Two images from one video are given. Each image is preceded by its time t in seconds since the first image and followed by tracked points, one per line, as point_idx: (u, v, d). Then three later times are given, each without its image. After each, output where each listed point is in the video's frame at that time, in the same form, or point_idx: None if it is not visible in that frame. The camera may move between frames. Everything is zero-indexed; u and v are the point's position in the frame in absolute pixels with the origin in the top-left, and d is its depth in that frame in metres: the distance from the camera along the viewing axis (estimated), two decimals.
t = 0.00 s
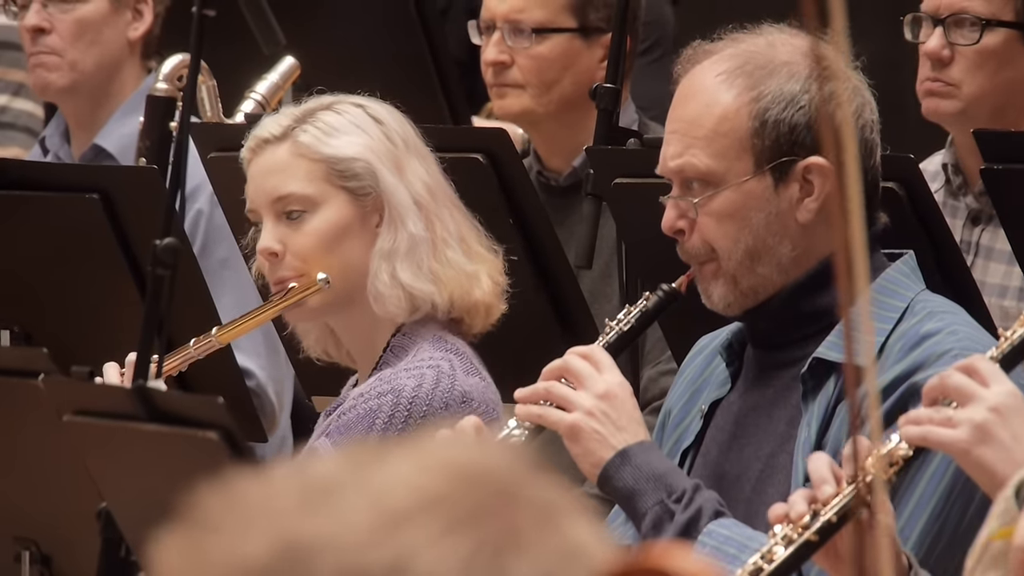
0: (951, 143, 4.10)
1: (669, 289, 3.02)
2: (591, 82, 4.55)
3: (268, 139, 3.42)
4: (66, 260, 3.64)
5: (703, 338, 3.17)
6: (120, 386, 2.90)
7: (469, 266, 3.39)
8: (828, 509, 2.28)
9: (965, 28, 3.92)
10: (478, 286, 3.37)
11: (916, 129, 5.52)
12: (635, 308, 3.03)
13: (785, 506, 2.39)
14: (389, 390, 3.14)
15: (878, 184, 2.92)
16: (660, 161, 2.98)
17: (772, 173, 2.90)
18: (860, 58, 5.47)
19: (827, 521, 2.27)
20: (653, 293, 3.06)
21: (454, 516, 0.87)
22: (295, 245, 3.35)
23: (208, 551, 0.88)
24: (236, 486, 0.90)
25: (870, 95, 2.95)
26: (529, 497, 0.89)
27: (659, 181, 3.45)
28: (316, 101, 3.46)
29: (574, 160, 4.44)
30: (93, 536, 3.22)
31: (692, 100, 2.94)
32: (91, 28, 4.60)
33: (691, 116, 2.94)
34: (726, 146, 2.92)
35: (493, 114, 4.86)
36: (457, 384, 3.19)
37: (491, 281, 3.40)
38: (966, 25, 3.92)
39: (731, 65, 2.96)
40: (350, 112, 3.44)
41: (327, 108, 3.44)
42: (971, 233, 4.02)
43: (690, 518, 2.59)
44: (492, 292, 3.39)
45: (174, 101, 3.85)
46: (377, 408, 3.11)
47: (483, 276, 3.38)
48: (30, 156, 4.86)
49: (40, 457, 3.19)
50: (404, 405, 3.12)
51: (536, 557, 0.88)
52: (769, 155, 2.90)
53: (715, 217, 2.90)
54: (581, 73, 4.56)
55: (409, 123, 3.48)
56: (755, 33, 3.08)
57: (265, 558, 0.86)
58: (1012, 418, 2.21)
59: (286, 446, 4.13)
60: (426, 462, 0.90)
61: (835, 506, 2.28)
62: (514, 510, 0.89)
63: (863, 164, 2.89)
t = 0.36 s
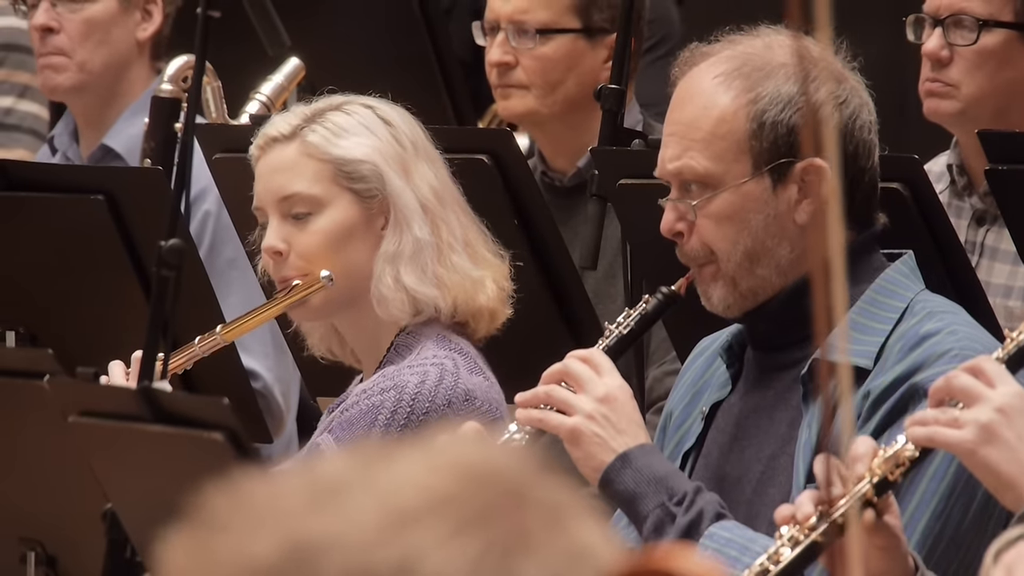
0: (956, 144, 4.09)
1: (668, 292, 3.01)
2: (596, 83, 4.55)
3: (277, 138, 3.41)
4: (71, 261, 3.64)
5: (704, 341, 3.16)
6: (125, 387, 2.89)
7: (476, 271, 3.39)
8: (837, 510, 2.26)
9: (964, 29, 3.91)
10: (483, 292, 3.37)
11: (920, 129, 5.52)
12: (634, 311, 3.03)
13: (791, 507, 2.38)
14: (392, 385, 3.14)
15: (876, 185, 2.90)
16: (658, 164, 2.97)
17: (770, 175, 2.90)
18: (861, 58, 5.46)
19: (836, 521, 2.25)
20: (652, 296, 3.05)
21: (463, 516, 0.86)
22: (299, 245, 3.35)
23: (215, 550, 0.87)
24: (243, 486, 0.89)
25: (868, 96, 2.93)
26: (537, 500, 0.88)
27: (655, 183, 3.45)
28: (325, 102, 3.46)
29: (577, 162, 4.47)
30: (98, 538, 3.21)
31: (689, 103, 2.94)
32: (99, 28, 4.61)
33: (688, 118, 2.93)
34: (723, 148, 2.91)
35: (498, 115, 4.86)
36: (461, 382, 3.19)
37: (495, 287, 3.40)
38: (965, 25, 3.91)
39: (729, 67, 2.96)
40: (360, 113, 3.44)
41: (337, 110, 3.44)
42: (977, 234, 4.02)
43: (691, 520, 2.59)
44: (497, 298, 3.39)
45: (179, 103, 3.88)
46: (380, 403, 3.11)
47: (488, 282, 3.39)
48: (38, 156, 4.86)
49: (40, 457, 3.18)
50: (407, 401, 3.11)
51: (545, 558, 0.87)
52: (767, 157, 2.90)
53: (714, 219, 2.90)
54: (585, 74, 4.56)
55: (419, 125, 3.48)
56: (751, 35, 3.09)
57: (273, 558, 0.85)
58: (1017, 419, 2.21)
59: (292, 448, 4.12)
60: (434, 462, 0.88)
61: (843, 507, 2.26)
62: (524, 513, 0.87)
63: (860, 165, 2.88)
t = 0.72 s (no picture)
0: (959, 144, 4.08)
1: (670, 293, 3.00)
2: (599, 84, 4.55)
3: (281, 138, 3.41)
4: (78, 262, 3.64)
5: (707, 343, 3.16)
6: (129, 388, 2.89)
7: (479, 271, 3.39)
8: (839, 512, 2.26)
9: (963, 30, 3.91)
10: (487, 291, 3.37)
11: (923, 130, 5.51)
12: (636, 313, 3.02)
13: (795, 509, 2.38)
14: (394, 382, 3.13)
15: (877, 185, 2.91)
16: (660, 165, 2.96)
17: (772, 176, 2.89)
18: (863, 59, 5.46)
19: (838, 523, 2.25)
20: (655, 298, 3.04)
21: (470, 516, 0.86)
22: (303, 245, 3.35)
23: (220, 551, 0.86)
24: (249, 487, 0.89)
25: (867, 96, 2.94)
26: (544, 500, 0.87)
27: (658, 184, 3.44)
28: (328, 102, 3.46)
29: (582, 163, 4.47)
30: (103, 538, 3.21)
31: (690, 104, 2.93)
32: (111, 28, 4.62)
33: (689, 120, 2.93)
34: (724, 149, 2.91)
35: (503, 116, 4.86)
36: (464, 380, 3.18)
37: (499, 286, 3.40)
38: (965, 26, 3.90)
39: (729, 68, 2.95)
40: (363, 113, 3.44)
41: (340, 109, 3.44)
42: (980, 234, 4.00)
43: (694, 521, 2.59)
44: (501, 297, 3.38)
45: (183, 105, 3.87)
46: (382, 400, 3.11)
47: (492, 281, 3.38)
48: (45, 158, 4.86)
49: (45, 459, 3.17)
50: (410, 398, 3.11)
51: (551, 560, 0.86)
52: (769, 158, 2.89)
53: (715, 220, 2.89)
54: (589, 75, 4.56)
55: (423, 125, 3.47)
56: (753, 37, 3.08)
57: (280, 558, 0.84)
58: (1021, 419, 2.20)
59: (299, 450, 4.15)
60: (441, 464, 0.88)
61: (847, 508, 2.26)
62: (530, 514, 0.87)
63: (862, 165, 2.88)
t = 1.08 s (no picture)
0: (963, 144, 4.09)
1: (674, 294, 3.01)
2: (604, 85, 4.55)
3: (283, 138, 3.42)
4: (83, 263, 3.65)
5: (711, 344, 3.16)
6: (134, 389, 2.89)
7: (482, 269, 3.38)
8: (843, 513, 2.26)
9: (966, 30, 3.91)
10: (489, 290, 3.36)
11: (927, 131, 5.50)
12: (640, 314, 3.02)
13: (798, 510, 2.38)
14: (396, 382, 3.13)
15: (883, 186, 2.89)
16: (665, 166, 2.96)
17: (776, 176, 2.89)
18: (866, 60, 5.46)
19: (841, 525, 2.25)
20: (659, 299, 3.05)
21: (475, 517, 0.86)
22: (306, 244, 3.36)
23: (226, 550, 0.86)
24: (253, 487, 0.89)
25: (874, 96, 2.93)
26: (549, 500, 0.88)
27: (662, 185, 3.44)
28: (331, 102, 3.46)
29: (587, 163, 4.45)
30: (108, 540, 3.20)
31: (694, 105, 2.93)
32: (117, 27, 4.63)
33: (694, 120, 2.92)
34: (729, 150, 2.91)
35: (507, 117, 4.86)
36: (465, 379, 3.18)
37: (502, 286, 3.39)
38: (968, 26, 3.91)
39: (734, 69, 2.95)
40: (365, 112, 3.44)
41: (343, 109, 3.44)
42: (984, 233, 4.01)
43: (698, 522, 2.59)
44: (503, 296, 3.37)
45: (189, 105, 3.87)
46: (383, 399, 3.11)
47: (495, 280, 3.37)
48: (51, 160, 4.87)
49: (50, 459, 3.18)
50: (411, 397, 3.11)
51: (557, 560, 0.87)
52: (773, 158, 2.89)
53: (719, 221, 2.90)
54: (593, 76, 4.56)
55: (426, 125, 3.48)
56: (758, 37, 3.08)
57: (287, 559, 0.84)
58: None
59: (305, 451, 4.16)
60: (446, 465, 0.88)
61: (851, 510, 2.26)
62: (536, 514, 0.87)
63: (866, 166, 2.88)
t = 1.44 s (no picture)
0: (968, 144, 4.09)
1: (680, 294, 3.01)
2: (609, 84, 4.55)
3: (282, 140, 3.40)
4: (88, 262, 3.65)
5: (715, 346, 3.15)
6: (138, 390, 2.89)
7: (483, 266, 3.40)
8: (849, 513, 2.25)
9: (971, 30, 3.92)
10: (492, 288, 3.37)
11: (932, 131, 5.50)
12: (644, 314, 3.02)
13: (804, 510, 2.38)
14: (396, 384, 3.13)
15: (887, 187, 2.90)
16: (670, 166, 2.95)
17: (781, 177, 2.88)
18: (871, 60, 5.46)
19: (847, 526, 2.24)
20: (664, 298, 3.05)
21: (482, 519, 0.88)
22: (309, 245, 3.34)
23: (232, 548, 0.88)
24: (262, 489, 0.91)
25: (878, 98, 2.94)
26: (556, 501, 0.89)
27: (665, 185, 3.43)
28: (331, 103, 3.46)
29: (592, 164, 4.46)
30: (112, 540, 3.20)
31: (700, 106, 2.93)
32: (118, 28, 4.61)
33: (700, 121, 2.92)
34: (733, 150, 2.90)
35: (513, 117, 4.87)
36: (466, 379, 3.18)
37: (504, 283, 3.40)
38: (972, 26, 3.92)
39: (739, 69, 2.95)
40: (365, 112, 3.44)
41: (343, 109, 3.44)
42: (988, 233, 4.01)
43: (703, 523, 2.59)
44: (505, 294, 3.39)
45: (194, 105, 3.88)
46: (385, 402, 3.10)
47: (497, 277, 3.38)
48: (54, 160, 4.87)
49: (54, 459, 3.18)
50: (412, 398, 3.11)
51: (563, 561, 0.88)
52: (778, 158, 2.88)
53: (725, 221, 2.89)
54: (599, 76, 4.56)
55: (426, 125, 3.49)
56: (763, 37, 3.08)
57: (294, 557, 0.86)
58: None
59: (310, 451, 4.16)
60: (454, 466, 0.90)
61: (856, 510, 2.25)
62: (543, 515, 0.89)
63: (871, 167, 2.89)
